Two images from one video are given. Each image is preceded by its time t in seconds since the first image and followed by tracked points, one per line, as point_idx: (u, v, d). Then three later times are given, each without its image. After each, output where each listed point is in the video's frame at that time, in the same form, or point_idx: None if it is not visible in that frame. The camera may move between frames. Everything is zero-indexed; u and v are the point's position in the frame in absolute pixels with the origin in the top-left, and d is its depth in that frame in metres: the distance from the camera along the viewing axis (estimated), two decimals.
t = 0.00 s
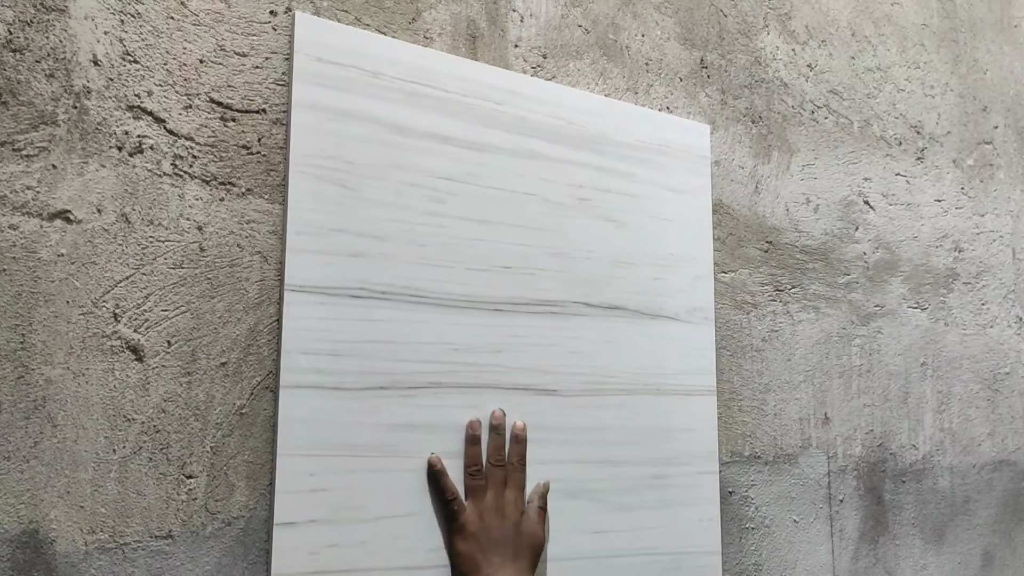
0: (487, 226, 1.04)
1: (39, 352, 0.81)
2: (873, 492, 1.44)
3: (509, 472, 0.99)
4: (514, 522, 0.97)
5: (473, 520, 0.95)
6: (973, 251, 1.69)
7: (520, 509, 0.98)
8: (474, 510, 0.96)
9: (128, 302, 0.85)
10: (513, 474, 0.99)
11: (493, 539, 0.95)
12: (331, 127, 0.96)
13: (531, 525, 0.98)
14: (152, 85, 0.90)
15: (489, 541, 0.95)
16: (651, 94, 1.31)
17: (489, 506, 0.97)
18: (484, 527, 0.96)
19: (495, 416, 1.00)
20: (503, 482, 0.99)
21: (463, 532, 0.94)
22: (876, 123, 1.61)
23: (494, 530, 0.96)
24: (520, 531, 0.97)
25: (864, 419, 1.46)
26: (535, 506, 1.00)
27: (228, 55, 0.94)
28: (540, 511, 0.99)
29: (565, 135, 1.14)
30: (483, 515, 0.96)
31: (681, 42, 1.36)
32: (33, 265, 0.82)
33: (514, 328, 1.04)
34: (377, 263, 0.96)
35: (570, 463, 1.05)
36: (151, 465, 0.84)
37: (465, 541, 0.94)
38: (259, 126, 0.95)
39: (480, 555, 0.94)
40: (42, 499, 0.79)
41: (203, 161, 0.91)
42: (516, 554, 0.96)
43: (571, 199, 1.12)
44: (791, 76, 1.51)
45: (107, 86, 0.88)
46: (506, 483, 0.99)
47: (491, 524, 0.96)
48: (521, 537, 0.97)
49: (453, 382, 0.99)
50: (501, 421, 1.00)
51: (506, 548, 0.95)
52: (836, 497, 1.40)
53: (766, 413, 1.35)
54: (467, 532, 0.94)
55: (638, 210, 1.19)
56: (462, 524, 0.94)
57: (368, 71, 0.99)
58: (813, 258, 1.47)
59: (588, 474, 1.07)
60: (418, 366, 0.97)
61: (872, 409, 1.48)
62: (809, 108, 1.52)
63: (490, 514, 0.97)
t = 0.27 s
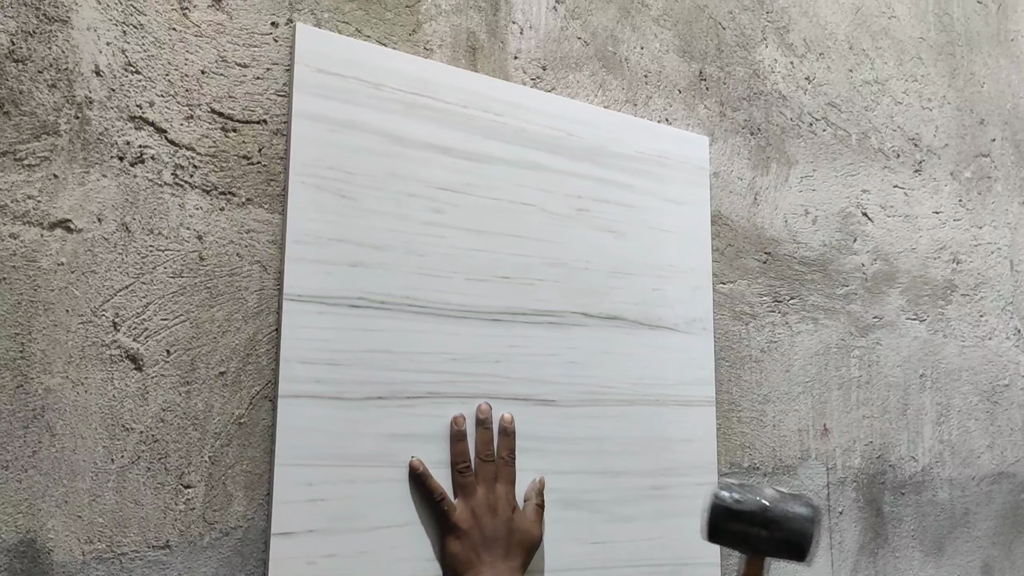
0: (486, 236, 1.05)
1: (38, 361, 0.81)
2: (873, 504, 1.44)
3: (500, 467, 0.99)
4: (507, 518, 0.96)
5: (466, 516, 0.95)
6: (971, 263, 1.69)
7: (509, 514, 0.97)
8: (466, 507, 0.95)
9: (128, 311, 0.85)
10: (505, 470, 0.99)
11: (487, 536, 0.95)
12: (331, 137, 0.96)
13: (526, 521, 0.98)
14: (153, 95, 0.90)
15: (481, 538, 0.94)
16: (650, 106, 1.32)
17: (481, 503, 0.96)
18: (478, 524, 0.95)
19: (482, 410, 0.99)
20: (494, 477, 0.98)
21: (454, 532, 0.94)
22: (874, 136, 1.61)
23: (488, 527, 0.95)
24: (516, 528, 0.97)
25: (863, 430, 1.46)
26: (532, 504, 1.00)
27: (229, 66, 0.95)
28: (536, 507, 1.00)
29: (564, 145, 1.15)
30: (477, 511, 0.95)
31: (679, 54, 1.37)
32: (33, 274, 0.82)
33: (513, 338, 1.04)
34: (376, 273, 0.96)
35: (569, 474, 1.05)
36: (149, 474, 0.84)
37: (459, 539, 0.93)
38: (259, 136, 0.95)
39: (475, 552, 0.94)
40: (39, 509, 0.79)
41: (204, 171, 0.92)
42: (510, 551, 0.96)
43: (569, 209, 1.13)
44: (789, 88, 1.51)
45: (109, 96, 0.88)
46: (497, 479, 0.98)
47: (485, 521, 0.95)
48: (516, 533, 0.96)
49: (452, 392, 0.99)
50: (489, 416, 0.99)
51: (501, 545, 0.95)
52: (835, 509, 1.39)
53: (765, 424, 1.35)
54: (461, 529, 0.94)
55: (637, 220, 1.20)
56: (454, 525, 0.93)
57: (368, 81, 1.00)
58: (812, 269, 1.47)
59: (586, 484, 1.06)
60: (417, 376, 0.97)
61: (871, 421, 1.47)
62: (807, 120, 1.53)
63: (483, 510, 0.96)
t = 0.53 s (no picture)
0: (484, 243, 1.04)
1: (34, 367, 0.81)
2: (872, 512, 1.43)
3: (497, 473, 0.99)
4: (504, 524, 0.96)
5: (464, 522, 0.95)
6: (970, 270, 1.69)
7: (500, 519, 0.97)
8: (463, 512, 0.95)
9: (125, 317, 0.85)
10: (502, 475, 0.99)
11: (484, 542, 0.95)
12: (329, 144, 0.96)
13: (524, 527, 0.98)
14: (151, 101, 0.90)
15: (478, 545, 0.94)
16: (649, 113, 1.32)
17: (479, 508, 0.96)
18: (475, 531, 0.95)
19: (479, 415, 0.99)
20: (491, 483, 0.98)
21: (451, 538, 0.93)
22: (872, 143, 1.62)
23: (486, 533, 0.95)
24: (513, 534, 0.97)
25: (862, 438, 1.46)
26: (530, 510, 1.00)
27: (227, 72, 0.95)
28: (534, 514, 1.00)
29: (563, 152, 1.15)
30: (474, 517, 0.95)
31: (678, 61, 1.37)
32: (30, 280, 0.82)
33: (511, 345, 1.04)
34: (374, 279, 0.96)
35: (567, 481, 1.05)
36: (145, 481, 0.84)
37: (457, 545, 0.93)
38: (257, 142, 0.95)
39: (472, 559, 0.94)
40: (34, 516, 0.79)
41: (201, 177, 0.91)
42: (508, 558, 0.96)
43: (567, 216, 1.13)
44: (788, 95, 1.52)
45: (107, 102, 0.88)
46: (494, 485, 0.98)
47: (483, 527, 0.95)
48: (514, 539, 0.96)
49: (449, 399, 0.98)
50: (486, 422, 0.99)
51: (498, 552, 0.95)
52: (834, 517, 1.39)
53: (764, 432, 1.35)
54: (459, 535, 0.94)
55: (635, 227, 1.20)
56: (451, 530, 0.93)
57: (367, 87, 1.00)
58: (810, 276, 1.47)
59: (584, 492, 1.06)
60: (415, 383, 0.96)
61: (870, 429, 1.47)
62: (805, 127, 1.53)
63: (481, 516, 0.96)
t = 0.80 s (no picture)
0: (477, 252, 1.04)
1: (25, 377, 0.80)
2: (867, 523, 1.43)
3: (448, 479, 0.96)
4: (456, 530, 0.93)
5: (414, 531, 0.92)
6: (965, 279, 1.69)
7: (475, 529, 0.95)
8: (414, 521, 0.92)
9: (117, 327, 0.85)
10: (454, 480, 0.96)
11: (436, 552, 0.92)
12: (322, 152, 0.96)
13: (477, 532, 0.95)
14: (144, 110, 0.90)
15: (430, 553, 0.92)
16: (644, 122, 1.32)
17: (429, 517, 0.93)
18: (427, 540, 0.92)
19: (426, 419, 0.96)
20: (441, 489, 0.95)
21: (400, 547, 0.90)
22: (867, 152, 1.62)
23: (437, 542, 0.92)
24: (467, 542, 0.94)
25: (857, 448, 1.45)
26: (481, 514, 0.96)
27: (221, 81, 0.95)
28: (486, 518, 0.96)
29: (557, 161, 1.14)
30: (425, 525, 0.92)
31: (672, 70, 1.38)
32: (21, 290, 0.81)
33: (505, 355, 1.04)
34: (366, 289, 0.95)
35: (561, 492, 1.05)
36: (137, 492, 0.83)
37: (408, 556, 0.90)
38: (251, 151, 0.95)
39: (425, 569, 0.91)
40: (24, 528, 0.78)
41: (194, 187, 0.91)
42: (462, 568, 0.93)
43: (562, 225, 1.13)
44: (782, 104, 1.52)
45: (100, 111, 0.88)
46: (446, 491, 0.95)
47: (434, 536, 0.92)
48: (467, 547, 0.93)
49: (443, 409, 0.98)
50: (435, 426, 0.96)
51: (450, 560, 0.92)
52: (830, 528, 1.38)
53: (759, 442, 1.34)
54: (409, 545, 0.91)
55: (629, 236, 1.19)
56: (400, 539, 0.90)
57: (360, 96, 1.00)
58: (805, 285, 1.47)
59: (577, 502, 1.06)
60: (409, 393, 0.96)
61: (866, 438, 1.47)
62: (800, 136, 1.53)
63: (432, 524, 0.93)
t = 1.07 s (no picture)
0: (468, 260, 1.05)
1: (14, 385, 0.80)
2: (855, 528, 1.44)
3: (401, 494, 0.93)
4: (410, 548, 0.91)
5: (364, 548, 0.88)
6: (952, 286, 1.71)
7: (440, 541, 0.93)
8: (365, 537, 0.89)
9: (106, 335, 0.85)
10: (406, 496, 0.93)
11: (387, 569, 0.89)
12: (313, 160, 0.96)
13: (431, 551, 0.92)
14: (135, 118, 0.90)
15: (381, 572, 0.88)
16: (634, 130, 1.33)
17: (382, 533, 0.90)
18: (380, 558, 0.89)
19: (376, 434, 0.93)
20: (395, 505, 0.92)
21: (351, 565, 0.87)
22: (855, 160, 1.63)
23: (388, 560, 0.89)
24: (422, 559, 0.91)
25: (846, 454, 1.46)
26: (434, 531, 0.94)
27: (212, 89, 0.95)
28: (439, 535, 0.94)
29: (547, 169, 1.15)
30: (377, 542, 0.89)
31: (662, 79, 1.39)
32: (11, 297, 0.81)
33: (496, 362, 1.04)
34: (357, 296, 0.96)
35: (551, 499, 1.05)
36: (126, 500, 0.83)
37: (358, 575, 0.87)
38: (242, 159, 0.95)
39: None
40: (12, 537, 0.78)
41: (185, 194, 0.91)
42: None
43: (552, 233, 1.13)
44: (771, 112, 1.53)
45: (90, 118, 0.88)
46: (398, 507, 0.93)
47: (384, 554, 0.89)
48: (419, 567, 0.90)
49: (434, 416, 0.98)
50: (387, 441, 0.94)
51: None
52: (818, 534, 1.39)
53: (748, 448, 1.35)
54: (359, 563, 0.88)
55: (619, 244, 1.20)
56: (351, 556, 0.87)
57: (351, 104, 1.00)
58: (794, 292, 1.48)
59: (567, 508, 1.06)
60: (399, 400, 0.96)
61: (854, 444, 1.48)
62: (789, 144, 1.55)
63: (384, 541, 0.90)
